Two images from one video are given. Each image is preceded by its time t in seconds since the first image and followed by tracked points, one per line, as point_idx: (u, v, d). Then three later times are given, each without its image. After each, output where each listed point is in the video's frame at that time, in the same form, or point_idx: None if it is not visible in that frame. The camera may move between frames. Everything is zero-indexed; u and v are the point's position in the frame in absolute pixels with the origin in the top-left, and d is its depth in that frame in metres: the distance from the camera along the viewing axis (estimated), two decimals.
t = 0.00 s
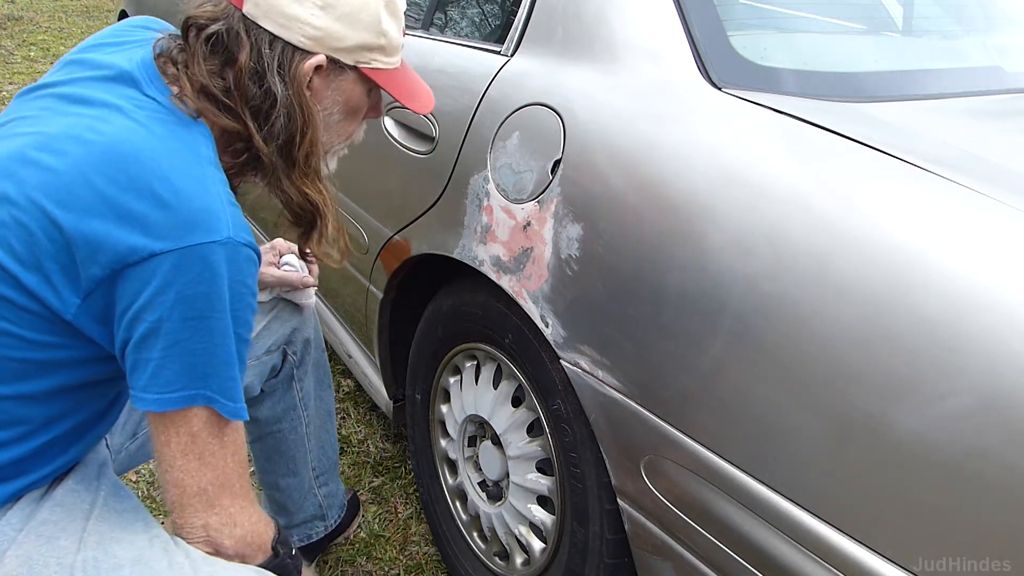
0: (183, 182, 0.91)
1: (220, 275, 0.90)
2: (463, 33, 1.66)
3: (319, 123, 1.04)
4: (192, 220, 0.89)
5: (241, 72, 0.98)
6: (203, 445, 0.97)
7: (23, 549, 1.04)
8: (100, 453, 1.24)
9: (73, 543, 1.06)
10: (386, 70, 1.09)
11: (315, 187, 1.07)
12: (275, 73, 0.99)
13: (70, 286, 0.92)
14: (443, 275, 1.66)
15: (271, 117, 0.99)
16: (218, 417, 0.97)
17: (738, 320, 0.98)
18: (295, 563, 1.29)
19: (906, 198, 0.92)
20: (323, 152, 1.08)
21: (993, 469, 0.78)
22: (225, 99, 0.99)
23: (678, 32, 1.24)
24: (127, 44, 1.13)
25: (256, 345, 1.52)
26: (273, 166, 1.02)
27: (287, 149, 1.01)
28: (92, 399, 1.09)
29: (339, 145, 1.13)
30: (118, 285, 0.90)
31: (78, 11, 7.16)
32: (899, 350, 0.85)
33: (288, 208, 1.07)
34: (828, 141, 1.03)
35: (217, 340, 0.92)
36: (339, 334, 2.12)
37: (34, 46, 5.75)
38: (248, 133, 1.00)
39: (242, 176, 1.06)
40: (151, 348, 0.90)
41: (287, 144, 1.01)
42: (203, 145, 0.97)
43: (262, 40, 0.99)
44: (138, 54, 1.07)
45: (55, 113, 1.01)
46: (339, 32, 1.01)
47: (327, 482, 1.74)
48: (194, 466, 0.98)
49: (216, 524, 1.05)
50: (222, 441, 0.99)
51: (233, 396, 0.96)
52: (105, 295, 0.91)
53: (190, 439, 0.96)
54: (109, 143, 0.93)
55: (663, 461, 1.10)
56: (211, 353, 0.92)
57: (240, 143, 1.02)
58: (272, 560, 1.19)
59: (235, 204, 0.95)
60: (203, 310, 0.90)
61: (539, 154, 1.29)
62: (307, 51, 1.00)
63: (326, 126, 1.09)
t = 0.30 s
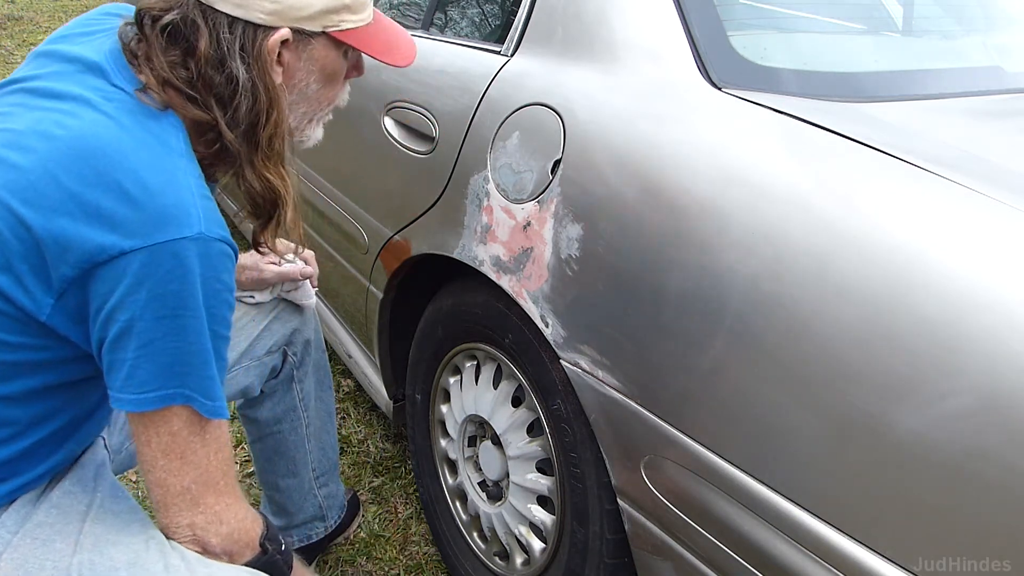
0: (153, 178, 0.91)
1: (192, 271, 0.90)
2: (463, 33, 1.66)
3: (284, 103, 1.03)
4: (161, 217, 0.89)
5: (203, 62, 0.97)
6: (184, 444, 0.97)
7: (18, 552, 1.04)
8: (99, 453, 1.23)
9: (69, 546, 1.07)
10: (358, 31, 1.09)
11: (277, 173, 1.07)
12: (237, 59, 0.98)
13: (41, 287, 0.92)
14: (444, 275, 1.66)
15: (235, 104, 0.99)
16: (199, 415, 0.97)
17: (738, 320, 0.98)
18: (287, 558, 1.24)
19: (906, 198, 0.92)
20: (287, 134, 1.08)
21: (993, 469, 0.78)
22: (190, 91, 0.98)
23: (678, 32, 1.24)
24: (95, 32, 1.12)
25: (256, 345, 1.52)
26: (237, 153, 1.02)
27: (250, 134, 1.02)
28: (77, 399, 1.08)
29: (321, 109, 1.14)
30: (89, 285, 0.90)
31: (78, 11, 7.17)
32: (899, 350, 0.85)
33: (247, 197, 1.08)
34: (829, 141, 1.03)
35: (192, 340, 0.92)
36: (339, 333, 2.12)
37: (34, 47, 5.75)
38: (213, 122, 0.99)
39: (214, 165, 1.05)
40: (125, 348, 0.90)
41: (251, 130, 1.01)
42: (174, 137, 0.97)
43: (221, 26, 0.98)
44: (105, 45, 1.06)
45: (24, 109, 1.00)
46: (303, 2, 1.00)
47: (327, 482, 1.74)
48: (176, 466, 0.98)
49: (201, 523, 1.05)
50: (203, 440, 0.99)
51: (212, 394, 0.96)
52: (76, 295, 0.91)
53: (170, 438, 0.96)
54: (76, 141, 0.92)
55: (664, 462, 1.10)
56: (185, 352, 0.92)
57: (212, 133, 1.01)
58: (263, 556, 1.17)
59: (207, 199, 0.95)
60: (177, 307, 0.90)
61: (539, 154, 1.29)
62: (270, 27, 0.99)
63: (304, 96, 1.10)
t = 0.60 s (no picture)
0: (118, 153, 0.90)
1: (159, 243, 0.88)
2: (463, 33, 1.66)
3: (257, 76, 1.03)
4: (125, 189, 0.88)
5: (172, 37, 0.96)
6: (161, 422, 0.95)
7: (15, 555, 1.05)
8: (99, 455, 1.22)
9: (66, 549, 1.07)
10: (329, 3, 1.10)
11: (253, 148, 1.07)
12: (206, 32, 0.97)
13: (16, 272, 0.92)
14: (444, 274, 1.66)
15: (205, 78, 0.98)
16: (176, 392, 0.95)
17: (738, 320, 0.98)
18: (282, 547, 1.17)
19: (906, 198, 0.92)
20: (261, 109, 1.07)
21: (993, 469, 0.78)
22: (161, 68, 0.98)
23: (678, 32, 1.24)
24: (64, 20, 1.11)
25: (258, 346, 1.52)
26: (210, 128, 1.02)
27: (222, 109, 1.01)
28: (67, 391, 1.09)
29: (298, 86, 1.14)
30: (60, 265, 0.89)
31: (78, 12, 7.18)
32: (899, 351, 0.85)
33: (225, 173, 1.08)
34: (829, 141, 1.03)
35: (163, 315, 0.90)
36: (339, 333, 2.12)
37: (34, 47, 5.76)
38: (185, 99, 0.99)
39: (189, 144, 1.06)
40: (99, 325, 0.89)
41: (223, 104, 1.00)
42: (142, 114, 0.96)
43: None
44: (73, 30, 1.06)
45: None
46: None
47: (328, 483, 1.74)
48: (154, 446, 0.95)
49: (183, 505, 1.01)
50: (181, 418, 0.96)
51: (189, 368, 0.94)
52: (49, 276, 0.91)
53: (146, 417, 0.94)
54: (46, 122, 0.92)
55: (663, 462, 1.10)
56: (158, 326, 0.90)
57: (183, 111, 1.01)
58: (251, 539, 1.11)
59: (174, 170, 0.93)
60: (147, 281, 0.88)
61: (539, 154, 1.29)
62: None
63: (279, 71, 1.09)
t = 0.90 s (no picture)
0: (67, 95, 0.88)
1: (106, 174, 0.85)
2: (463, 33, 1.66)
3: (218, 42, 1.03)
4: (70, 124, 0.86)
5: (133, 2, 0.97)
6: (91, 370, 0.87)
7: (17, 553, 1.05)
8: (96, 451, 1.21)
9: (68, 546, 1.06)
10: None
11: (215, 112, 1.06)
12: None
13: None
14: (444, 274, 1.66)
15: (167, 40, 0.97)
16: (111, 340, 0.88)
17: (738, 321, 0.98)
18: (238, 502, 1.04)
19: (906, 198, 0.92)
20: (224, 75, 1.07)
21: (993, 469, 0.78)
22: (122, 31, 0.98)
23: (678, 32, 1.24)
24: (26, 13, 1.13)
25: (257, 346, 1.52)
26: (172, 91, 1.00)
27: (183, 71, 1.00)
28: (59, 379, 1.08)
29: (263, 62, 1.15)
30: (11, 215, 0.87)
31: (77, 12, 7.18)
32: (899, 351, 0.85)
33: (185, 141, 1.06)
34: (829, 141, 1.03)
35: (110, 242, 0.86)
36: (339, 333, 2.12)
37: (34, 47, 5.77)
38: (147, 62, 0.98)
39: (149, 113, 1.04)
40: (50, 262, 0.85)
41: (184, 66, 0.99)
42: (96, 65, 0.95)
43: None
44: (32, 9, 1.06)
45: None
46: None
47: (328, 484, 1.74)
48: (80, 396, 0.87)
49: (106, 469, 0.91)
50: (113, 368, 0.88)
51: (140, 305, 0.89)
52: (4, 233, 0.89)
53: (77, 362, 0.86)
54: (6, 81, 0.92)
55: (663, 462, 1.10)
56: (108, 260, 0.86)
57: (146, 75, 0.99)
58: (195, 500, 0.99)
59: (124, 109, 0.91)
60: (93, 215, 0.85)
61: (539, 154, 1.29)
62: None
63: (242, 43, 1.10)
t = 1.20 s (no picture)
0: (45, 66, 0.88)
1: (93, 138, 0.85)
2: (463, 33, 1.66)
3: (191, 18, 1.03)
4: (52, 92, 0.86)
5: None
6: (100, 336, 0.87)
7: (25, 542, 1.03)
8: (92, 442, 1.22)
9: (77, 533, 1.06)
10: None
11: (191, 86, 1.07)
12: None
13: None
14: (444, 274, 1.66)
15: (139, 15, 0.97)
16: (117, 305, 0.87)
17: (738, 321, 0.98)
18: (263, 413, 1.04)
19: (906, 198, 0.92)
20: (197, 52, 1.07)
21: (993, 470, 0.78)
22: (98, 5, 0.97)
23: (678, 33, 1.24)
24: None
25: (255, 345, 1.53)
26: (148, 65, 1.00)
27: (158, 45, 1.00)
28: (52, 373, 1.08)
29: (237, 43, 1.15)
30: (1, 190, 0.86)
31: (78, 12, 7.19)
32: (899, 351, 0.85)
33: (163, 115, 1.07)
34: (829, 140, 1.03)
35: (105, 205, 0.86)
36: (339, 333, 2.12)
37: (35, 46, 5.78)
38: (123, 38, 0.98)
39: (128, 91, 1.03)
40: (47, 232, 0.85)
41: (158, 41, 1.00)
42: (74, 40, 0.94)
43: None
44: None
45: None
46: None
47: (326, 484, 1.74)
48: (92, 362, 0.87)
49: (126, 432, 0.90)
50: (122, 332, 0.88)
51: (141, 264, 0.89)
52: None
53: (84, 331, 0.86)
54: None
55: (664, 462, 1.10)
56: (105, 223, 0.86)
57: (122, 52, 0.99)
58: (223, 430, 0.99)
59: (104, 76, 0.91)
60: (87, 179, 0.85)
61: (539, 154, 1.29)
62: None
63: (214, 23, 1.10)
